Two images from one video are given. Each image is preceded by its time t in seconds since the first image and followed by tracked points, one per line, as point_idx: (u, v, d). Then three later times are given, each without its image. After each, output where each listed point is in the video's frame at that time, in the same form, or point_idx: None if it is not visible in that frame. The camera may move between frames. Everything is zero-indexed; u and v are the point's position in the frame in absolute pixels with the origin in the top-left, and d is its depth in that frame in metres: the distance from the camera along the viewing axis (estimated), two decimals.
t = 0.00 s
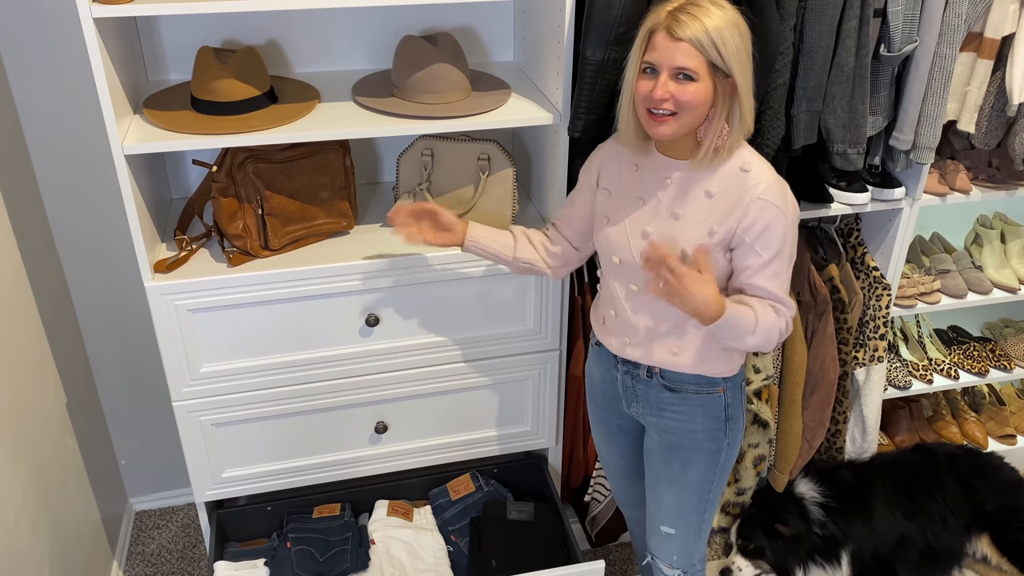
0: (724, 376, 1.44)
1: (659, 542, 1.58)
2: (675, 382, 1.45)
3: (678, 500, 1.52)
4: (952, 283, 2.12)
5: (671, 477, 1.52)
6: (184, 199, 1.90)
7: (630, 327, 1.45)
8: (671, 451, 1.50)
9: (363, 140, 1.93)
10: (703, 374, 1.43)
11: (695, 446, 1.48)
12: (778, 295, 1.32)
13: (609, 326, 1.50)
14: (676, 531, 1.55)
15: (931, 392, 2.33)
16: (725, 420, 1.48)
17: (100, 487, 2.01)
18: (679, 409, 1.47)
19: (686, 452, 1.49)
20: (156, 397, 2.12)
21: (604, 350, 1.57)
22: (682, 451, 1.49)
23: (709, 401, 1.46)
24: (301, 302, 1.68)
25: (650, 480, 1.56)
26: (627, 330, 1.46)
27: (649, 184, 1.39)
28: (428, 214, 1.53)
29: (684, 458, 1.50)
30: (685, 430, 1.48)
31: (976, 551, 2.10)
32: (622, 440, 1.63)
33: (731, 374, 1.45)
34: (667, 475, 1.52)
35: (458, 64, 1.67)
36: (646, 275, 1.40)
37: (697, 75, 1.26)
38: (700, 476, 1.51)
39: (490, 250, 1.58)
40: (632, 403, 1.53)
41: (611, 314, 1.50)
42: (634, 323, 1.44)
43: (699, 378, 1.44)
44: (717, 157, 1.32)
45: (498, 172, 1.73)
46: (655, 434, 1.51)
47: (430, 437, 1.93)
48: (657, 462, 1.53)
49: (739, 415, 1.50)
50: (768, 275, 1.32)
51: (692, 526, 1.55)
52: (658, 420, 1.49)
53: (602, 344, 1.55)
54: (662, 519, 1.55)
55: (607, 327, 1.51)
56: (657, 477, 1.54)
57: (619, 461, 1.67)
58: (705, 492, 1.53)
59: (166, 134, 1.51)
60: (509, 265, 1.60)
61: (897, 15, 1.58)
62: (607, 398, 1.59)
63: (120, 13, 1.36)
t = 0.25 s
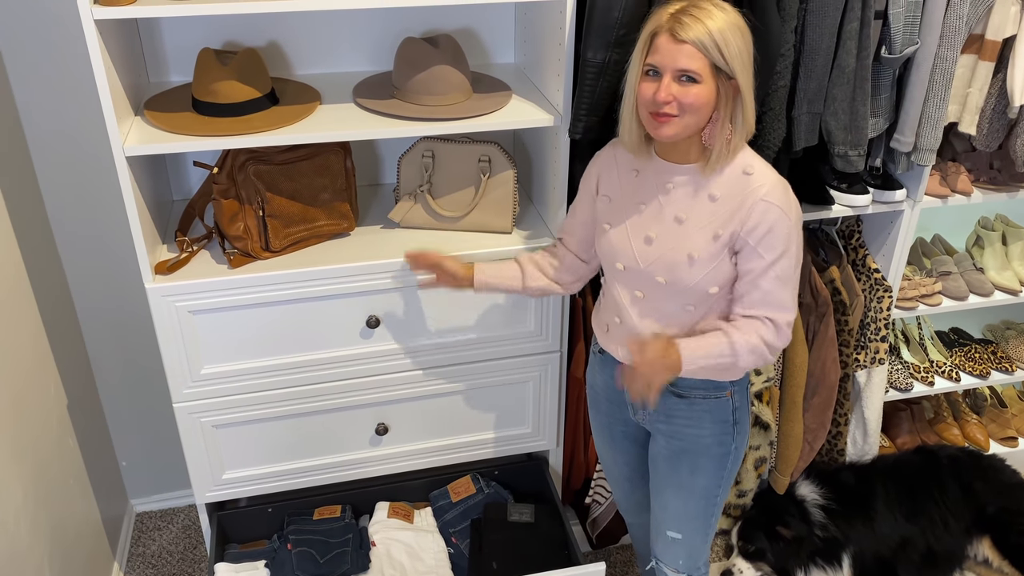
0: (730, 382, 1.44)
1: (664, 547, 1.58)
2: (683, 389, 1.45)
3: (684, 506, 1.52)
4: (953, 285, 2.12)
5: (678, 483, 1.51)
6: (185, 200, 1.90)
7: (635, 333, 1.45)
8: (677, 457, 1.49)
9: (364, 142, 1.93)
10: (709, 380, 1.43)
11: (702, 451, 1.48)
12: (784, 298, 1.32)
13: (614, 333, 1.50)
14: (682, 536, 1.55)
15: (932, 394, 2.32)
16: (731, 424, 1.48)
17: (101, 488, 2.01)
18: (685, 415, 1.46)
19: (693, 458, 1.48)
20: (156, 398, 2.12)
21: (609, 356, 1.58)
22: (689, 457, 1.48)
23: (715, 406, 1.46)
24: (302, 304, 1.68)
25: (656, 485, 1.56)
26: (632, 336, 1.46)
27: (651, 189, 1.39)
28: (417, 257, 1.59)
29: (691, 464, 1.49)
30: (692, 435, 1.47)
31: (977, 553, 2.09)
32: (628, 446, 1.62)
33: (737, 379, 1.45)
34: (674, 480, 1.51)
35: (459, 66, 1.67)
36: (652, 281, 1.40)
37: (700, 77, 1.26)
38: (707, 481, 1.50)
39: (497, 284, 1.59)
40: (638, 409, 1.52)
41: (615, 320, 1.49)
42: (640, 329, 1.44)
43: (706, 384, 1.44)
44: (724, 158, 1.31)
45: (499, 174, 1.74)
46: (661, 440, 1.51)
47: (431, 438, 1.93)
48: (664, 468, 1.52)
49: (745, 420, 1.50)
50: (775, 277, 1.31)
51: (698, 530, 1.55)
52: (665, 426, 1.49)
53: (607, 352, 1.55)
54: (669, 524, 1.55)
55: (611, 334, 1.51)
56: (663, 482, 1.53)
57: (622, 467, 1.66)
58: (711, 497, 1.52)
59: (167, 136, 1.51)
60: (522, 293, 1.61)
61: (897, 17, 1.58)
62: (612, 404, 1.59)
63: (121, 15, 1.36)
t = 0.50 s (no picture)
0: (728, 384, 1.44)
1: (662, 548, 1.57)
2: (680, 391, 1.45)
3: (682, 508, 1.51)
4: (953, 287, 2.12)
5: (676, 486, 1.50)
6: (183, 201, 1.90)
7: (635, 336, 1.45)
8: (675, 459, 1.49)
9: (362, 143, 1.93)
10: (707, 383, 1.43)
11: (700, 454, 1.47)
12: (786, 297, 1.34)
13: (612, 336, 1.49)
14: (680, 538, 1.54)
15: (932, 396, 2.32)
16: (730, 426, 1.47)
17: (99, 489, 2.01)
18: (683, 417, 1.46)
19: (692, 459, 1.48)
20: (155, 399, 2.12)
21: (606, 359, 1.56)
22: (688, 459, 1.48)
23: (713, 408, 1.45)
24: (300, 305, 1.67)
25: (654, 488, 1.55)
26: (631, 340, 1.46)
27: (648, 192, 1.39)
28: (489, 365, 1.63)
29: (690, 466, 1.49)
30: (690, 438, 1.47)
31: (977, 556, 2.09)
32: (626, 448, 1.62)
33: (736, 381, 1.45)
34: (672, 482, 1.51)
35: (458, 67, 1.67)
36: (650, 283, 1.39)
37: (700, 74, 1.26)
38: (705, 484, 1.50)
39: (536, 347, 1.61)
40: (635, 412, 1.52)
41: (614, 324, 1.49)
42: (639, 333, 1.44)
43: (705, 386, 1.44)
44: (723, 159, 1.31)
45: (497, 175, 1.73)
46: (659, 442, 1.50)
47: (429, 440, 1.92)
48: (662, 470, 1.52)
49: (743, 422, 1.49)
50: (778, 277, 1.32)
51: (696, 533, 1.54)
52: (663, 429, 1.49)
53: (605, 355, 1.54)
54: (667, 526, 1.54)
55: (610, 337, 1.50)
56: (661, 484, 1.53)
57: (620, 469, 1.65)
58: (710, 499, 1.51)
59: (165, 136, 1.51)
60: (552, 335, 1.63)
61: (897, 18, 1.58)
62: (609, 406, 1.58)
63: (119, 15, 1.36)
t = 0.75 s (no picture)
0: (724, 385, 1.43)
1: (657, 553, 1.56)
2: (673, 392, 1.44)
3: (676, 511, 1.51)
4: (953, 288, 2.11)
5: (670, 489, 1.50)
6: (181, 201, 1.90)
7: (630, 334, 1.44)
8: (670, 462, 1.48)
9: (360, 143, 1.93)
10: (702, 383, 1.42)
11: (694, 457, 1.47)
12: (785, 296, 1.33)
13: (609, 333, 1.49)
14: (674, 542, 1.53)
15: (932, 398, 2.31)
16: (724, 430, 1.46)
17: (97, 490, 2.00)
18: (678, 419, 1.45)
19: (685, 463, 1.47)
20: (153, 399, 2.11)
21: (602, 359, 1.56)
22: (680, 462, 1.47)
23: (706, 411, 1.45)
24: (296, 306, 1.67)
25: (648, 490, 1.55)
26: (626, 338, 1.45)
27: (645, 189, 1.38)
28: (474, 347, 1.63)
29: (684, 469, 1.48)
30: (685, 441, 1.46)
31: (977, 557, 2.09)
32: (622, 450, 1.61)
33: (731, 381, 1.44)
34: (665, 485, 1.50)
35: (456, 67, 1.66)
36: (646, 280, 1.39)
37: (685, 86, 1.25)
38: (699, 487, 1.49)
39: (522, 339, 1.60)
40: (630, 414, 1.52)
41: (610, 321, 1.49)
42: (634, 330, 1.43)
43: (700, 387, 1.43)
44: (715, 163, 1.30)
45: (495, 175, 1.72)
46: (654, 445, 1.50)
47: (427, 441, 1.92)
48: (656, 473, 1.51)
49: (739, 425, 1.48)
50: (778, 275, 1.31)
51: (691, 537, 1.53)
52: (657, 431, 1.48)
53: (601, 354, 1.54)
54: (661, 530, 1.54)
55: (606, 335, 1.50)
56: (656, 487, 1.52)
57: (615, 471, 1.65)
58: (704, 503, 1.51)
59: (161, 136, 1.51)
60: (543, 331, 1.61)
61: (896, 18, 1.57)
62: (605, 408, 1.57)
63: (115, 15, 1.35)
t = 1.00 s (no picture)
0: (724, 387, 1.43)
1: (657, 555, 1.55)
2: (674, 394, 1.43)
3: (678, 513, 1.50)
4: (954, 289, 2.10)
5: (671, 490, 1.49)
6: (178, 202, 1.89)
7: (630, 336, 1.43)
8: (671, 465, 1.47)
9: (358, 143, 1.92)
10: (703, 385, 1.42)
11: (695, 459, 1.46)
12: (786, 296, 1.32)
13: (608, 336, 1.48)
14: (676, 545, 1.53)
15: (933, 399, 2.30)
16: (726, 431, 1.46)
17: (94, 492, 2.00)
18: (680, 422, 1.44)
19: (687, 465, 1.46)
20: (150, 400, 2.10)
21: (601, 363, 1.55)
22: (682, 464, 1.46)
23: (709, 412, 1.43)
24: (292, 307, 1.66)
25: (649, 493, 1.54)
26: (626, 340, 1.44)
27: (643, 191, 1.37)
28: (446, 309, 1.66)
29: (686, 471, 1.47)
30: (686, 443, 1.45)
31: (978, 561, 2.06)
32: (620, 453, 1.60)
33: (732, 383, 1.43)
34: (666, 487, 1.49)
35: (454, 67, 1.66)
36: (646, 283, 1.38)
37: (689, 78, 1.24)
38: (701, 490, 1.48)
39: (498, 313, 1.60)
40: (631, 416, 1.51)
41: (609, 324, 1.48)
42: (634, 333, 1.42)
43: (700, 389, 1.42)
44: (717, 159, 1.29)
45: (494, 176, 1.72)
46: (654, 448, 1.49)
47: (425, 443, 1.91)
48: (657, 476, 1.50)
49: (741, 427, 1.48)
50: (778, 276, 1.31)
51: (692, 539, 1.52)
52: (658, 434, 1.47)
53: (600, 357, 1.53)
54: (662, 532, 1.53)
55: (605, 338, 1.49)
56: (657, 490, 1.51)
57: (615, 474, 1.64)
58: (706, 505, 1.50)
59: (158, 137, 1.50)
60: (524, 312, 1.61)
61: (896, 18, 1.56)
62: (604, 411, 1.56)
63: (110, 14, 1.34)
